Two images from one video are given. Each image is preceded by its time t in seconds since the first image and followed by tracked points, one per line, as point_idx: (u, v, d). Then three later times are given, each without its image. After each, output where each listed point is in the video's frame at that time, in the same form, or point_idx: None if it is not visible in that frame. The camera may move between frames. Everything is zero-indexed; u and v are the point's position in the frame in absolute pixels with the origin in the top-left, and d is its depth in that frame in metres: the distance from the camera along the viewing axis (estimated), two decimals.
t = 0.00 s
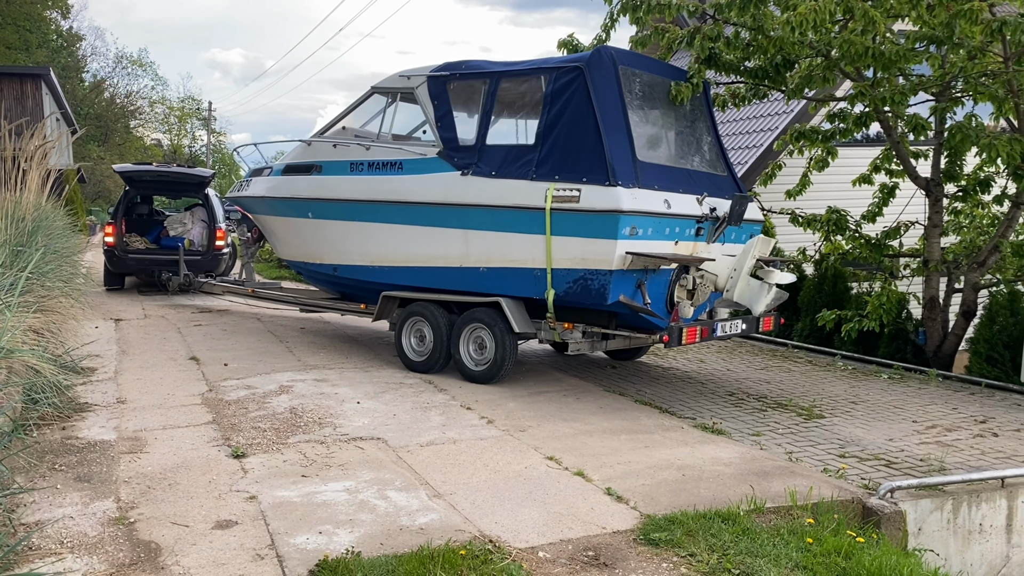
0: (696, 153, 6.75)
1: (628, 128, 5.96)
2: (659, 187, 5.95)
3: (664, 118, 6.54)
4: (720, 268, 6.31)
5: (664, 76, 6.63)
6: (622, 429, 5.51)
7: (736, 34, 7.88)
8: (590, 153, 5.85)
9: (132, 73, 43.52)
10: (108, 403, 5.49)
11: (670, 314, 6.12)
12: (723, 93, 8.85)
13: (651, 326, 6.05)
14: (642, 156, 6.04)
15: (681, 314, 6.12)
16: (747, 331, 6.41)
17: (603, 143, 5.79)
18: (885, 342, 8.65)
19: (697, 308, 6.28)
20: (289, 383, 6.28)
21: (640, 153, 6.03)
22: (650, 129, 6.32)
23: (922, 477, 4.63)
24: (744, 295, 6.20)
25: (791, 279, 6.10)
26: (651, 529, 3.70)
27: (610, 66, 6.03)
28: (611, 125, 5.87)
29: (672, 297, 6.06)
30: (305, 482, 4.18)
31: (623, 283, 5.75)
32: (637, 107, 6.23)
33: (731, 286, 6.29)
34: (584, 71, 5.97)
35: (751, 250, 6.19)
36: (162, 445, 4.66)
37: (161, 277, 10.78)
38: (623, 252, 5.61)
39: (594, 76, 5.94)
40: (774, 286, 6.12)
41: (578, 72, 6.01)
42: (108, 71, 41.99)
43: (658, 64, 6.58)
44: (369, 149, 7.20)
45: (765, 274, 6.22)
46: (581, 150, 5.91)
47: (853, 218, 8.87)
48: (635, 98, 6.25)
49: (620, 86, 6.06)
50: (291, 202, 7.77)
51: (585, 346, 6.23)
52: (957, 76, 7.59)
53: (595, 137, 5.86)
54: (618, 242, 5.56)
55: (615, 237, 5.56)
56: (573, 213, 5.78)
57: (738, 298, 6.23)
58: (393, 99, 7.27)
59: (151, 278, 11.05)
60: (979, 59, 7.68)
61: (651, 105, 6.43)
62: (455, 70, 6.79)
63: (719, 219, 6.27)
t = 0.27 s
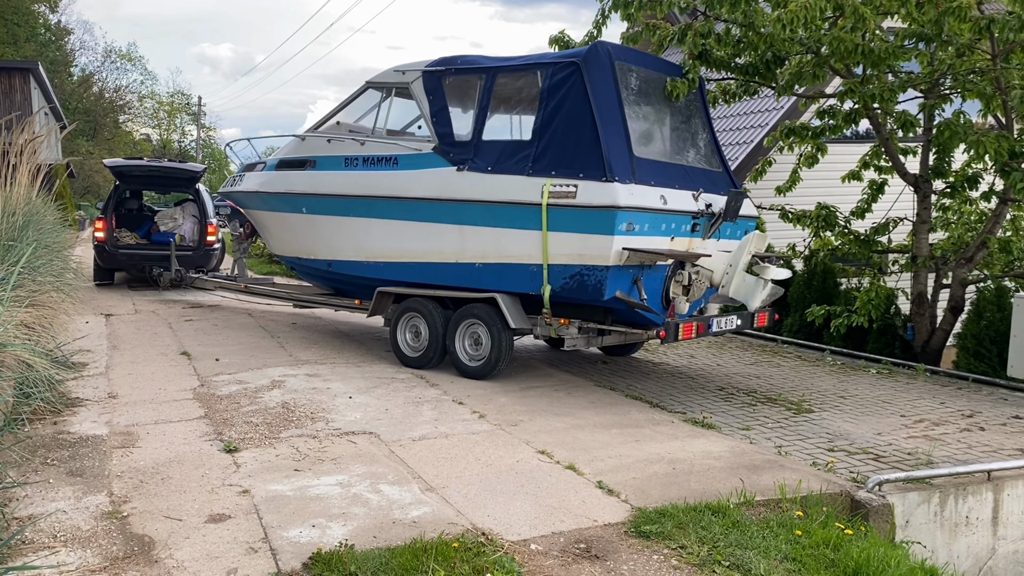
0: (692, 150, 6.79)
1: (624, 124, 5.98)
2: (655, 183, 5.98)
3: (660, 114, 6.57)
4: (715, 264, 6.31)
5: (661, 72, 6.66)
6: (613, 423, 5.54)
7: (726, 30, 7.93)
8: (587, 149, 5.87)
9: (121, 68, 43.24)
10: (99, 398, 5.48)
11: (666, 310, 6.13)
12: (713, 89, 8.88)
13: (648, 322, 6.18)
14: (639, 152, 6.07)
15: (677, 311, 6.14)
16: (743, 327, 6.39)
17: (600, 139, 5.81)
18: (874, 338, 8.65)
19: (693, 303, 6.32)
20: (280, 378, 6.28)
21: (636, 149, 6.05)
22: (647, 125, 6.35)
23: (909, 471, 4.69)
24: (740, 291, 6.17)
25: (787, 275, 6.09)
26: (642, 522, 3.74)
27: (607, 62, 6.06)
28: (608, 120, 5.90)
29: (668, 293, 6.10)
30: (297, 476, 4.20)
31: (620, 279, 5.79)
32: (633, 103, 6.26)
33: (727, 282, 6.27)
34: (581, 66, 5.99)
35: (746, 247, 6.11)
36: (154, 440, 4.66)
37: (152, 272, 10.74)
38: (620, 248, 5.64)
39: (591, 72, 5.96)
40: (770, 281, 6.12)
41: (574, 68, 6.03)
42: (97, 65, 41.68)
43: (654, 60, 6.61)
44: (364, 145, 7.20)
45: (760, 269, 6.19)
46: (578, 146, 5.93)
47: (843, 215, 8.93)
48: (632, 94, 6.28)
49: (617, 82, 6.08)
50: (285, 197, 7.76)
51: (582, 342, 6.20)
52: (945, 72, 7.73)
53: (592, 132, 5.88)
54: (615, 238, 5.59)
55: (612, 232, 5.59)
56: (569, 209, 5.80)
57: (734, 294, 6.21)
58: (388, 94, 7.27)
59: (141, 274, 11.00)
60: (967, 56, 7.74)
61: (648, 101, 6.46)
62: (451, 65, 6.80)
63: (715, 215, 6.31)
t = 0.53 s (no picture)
0: (688, 146, 6.82)
1: (621, 119, 6.00)
2: (652, 178, 6.01)
3: (657, 109, 6.60)
4: (711, 260, 6.36)
5: (659, 68, 6.68)
6: (603, 417, 5.58)
7: (716, 26, 8.01)
8: (584, 144, 5.89)
9: (110, 61, 42.93)
10: (89, 393, 5.47)
11: (662, 305, 6.22)
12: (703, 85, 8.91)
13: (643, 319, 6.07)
14: (635, 148, 6.10)
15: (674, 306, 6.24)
16: (738, 322, 6.47)
17: (597, 133, 5.83)
18: (862, 333, 8.78)
19: (689, 299, 6.40)
20: (271, 373, 6.29)
21: (633, 144, 6.07)
22: (644, 121, 6.38)
23: (896, 464, 4.74)
24: (736, 287, 6.28)
25: (784, 271, 6.25)
26: (632, 514, 3.77)
27: (604, 57, 6.08)
28: (605, 115, 5.91)
29: (663, 288, 6.16)
30: (289, 470, 4.21)
31: (616, 274, 5.81)
32: (630, 98, 6.28)
33: (723, 278, 6.33)
34: (578, 61, 6.00)
35: (743, 241, 6.28)
36: (145, 434, 4.66)
37: (142, 267, 10.70)
38: (616, 244, 5.67)
39: (588, 66, 5.98)
40: (765, 276, 6.27)
41: (571, 62, 6.05)
42: (85, 58, 41.35)
43: (652, 56, 6.62)
44: (358, 139, 7.21)
45: (755, 265, 6.32)
46: (575, 141, 5.95)
47: (832, 210, 8.99)
48: (629, 89, 6.30)
49: (614, 77, 6.10)
50: (278, 192, 7.75)
51: (577, 339, 6.24)
52: (933, 69, 7.74)
53: (589, 127, 5.90)
54: (612, 233, 5.61)
55: (609, 228, 5.61)
56: (566, 204, 5.82)
57: (730, 289, 6.30)
58: (383, 88, 7.29)
59: (130, 269, 10.95)
60: (955, 53, 7.80)
61: (645, 95, 6.48)
62: (447, 59, 6.81)
63: (710, 210, 6.36)
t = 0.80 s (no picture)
0: (684, 140, 6.83)
1: (619, 113, 6.01)
2: (649, 173, 6.03)
3: (655, 103, 6.62)
4: (709, 255, 6.52)
5: (653, 62, 6.70)
6: (593, 411, 5.60)
7: (707, 21, 8.01)
8: (582, 138, 5.89)
9: (98, 54, 42.60)
10: (78, 387, 5.45)
11: (661, 299, 6.26)
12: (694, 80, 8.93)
13: (643, 314, 6.23)
14: (633, 142, 6.10)
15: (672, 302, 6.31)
16: (734, 318, 6.49)
17: (596, 128, 5.83)
18: (850, 328, 8.76)
19: (685, 294, 6.40)
20: (261, 366, 6.28)
21: (631, 139, 6.09)
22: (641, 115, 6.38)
23: (883, 456, 4.78)
24: (733, 282, 6.43)
25: (780, 266, 6.25)
26: (622, 507, 3.80)
27: (601, 51, 6.08)
28: (603, 109, 5.91)
29: (661, 283, 6.19)
30: (279, 464, 4.21)
31: (614, 269, 5.84)
32: (628, 92, 6.28)
33: (720, 273, 6.51)
34: (576, 55, 6.00)
35: (740, 237, 6.43)
36: (135, 428, 4.65)
37: (132, 261, 10.65)
38: (614, 239, 5.68)
39: (586, 60, 5.98)
40: (762, 271, 6.35)
41: (569, 56, 6.04)
42: (72, 51, 41.00)
43: (646, 49, 6.64)
44: (353, 133, 7.19)
45: (752, 260, 6.40)
46: (574, 135, 5.95)
47: (821, 206, 9.03)
48: (626, 83, 6.30)
49: (611, 71, 6.10)
50: (272, 186, 7.72)
51: (574, 333, 6.28)
52: (922, 65, 7.74)
53: (587, 121, 5.90)
54: (610, 228, 5.63)
55: (607, 223, 5.62)
56: (563, 199, 5.83)
57: (727, 285, 6.46)
58: (377, 82, 7.26)
59: (120, 263, 10.89)
60: (943, 49, 7.84)
61: (642, 90, 6.50)
62: (442, 53, 6.78)
63: (708, 206, 6.34)
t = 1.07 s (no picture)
0: (681, 135, 6.86)
1: (617, 108, 6.02)
2: (647, 169, 6.04)
3: (653, 99, 6.64)
4: (706, 251, 6.21)
5: (650, 57, 6.72)
6: (583, 406, 5.63)
7: (697, 18, 8.02)
8: (581, 134, 5.90)
9: (87, 47, 42.28)
10: (68, 381, 5.44)
11: (658, 295, 6.27)
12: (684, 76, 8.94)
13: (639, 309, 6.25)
14: (631, 137, 6.12)
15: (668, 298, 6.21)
16: (729, 314, 6.46)
17: (594, 123, 5.84)
18: (839, 322, 8.89)
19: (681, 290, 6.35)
20: (252, 361, 6.28)
21: (629, 134, 6.10)
22: (638, 110, 6.40)
23: (871, 451, 4.82)
24: (730, 278, 6.13)
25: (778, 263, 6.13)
26: (611, 501, 3.82)
27: (599, 45, 6.08)
28: (602, 105, 5.92)
29: (658, 280, 6.19)
30: (270, 458, 4.22)
31: (612, 265, 5.85)
32: (625, 88, 6.29)
33: (716, 270, 6.20)
34: (574, 49, 5.99)
35: (737, 233, 6.08)
36: (125, 422, 4.65)
37: (122, 256, 10.60)
38: (613, 234, 5.71)
39: (584, 55, 5.98)
40: (759, 268, 6.18)
41: (567, 51, 6.03)
42: (61, 44, 40.67)
43: (642, 44, 6.66)
44: (348, 127, 7.17)
45: (750, 256, 6.20)
46: (572, 131, 5.95)
47: (810, 202, 9.08)
48: (623, 78, 6.31)
49: (609, 66, 6.11)
50: (266, 180, 7.70)
51: (571, 329, 6.32)
52: (911, 62, 7.79)
53: (585, 117, 5.91)
54: (609, 224, 5.64)
55: (606, 219, 5.64)
56: (561, 194, 5.85)
57: (724, 281, 6.15)
58: (373, 76, 7.25)
59: (111, 258, 10.84)
60: (932, 46, 7.88)
61: (640, 85, 6.52)
62: (439, 47, 6.77)
63: (704, 201, 6.41)
